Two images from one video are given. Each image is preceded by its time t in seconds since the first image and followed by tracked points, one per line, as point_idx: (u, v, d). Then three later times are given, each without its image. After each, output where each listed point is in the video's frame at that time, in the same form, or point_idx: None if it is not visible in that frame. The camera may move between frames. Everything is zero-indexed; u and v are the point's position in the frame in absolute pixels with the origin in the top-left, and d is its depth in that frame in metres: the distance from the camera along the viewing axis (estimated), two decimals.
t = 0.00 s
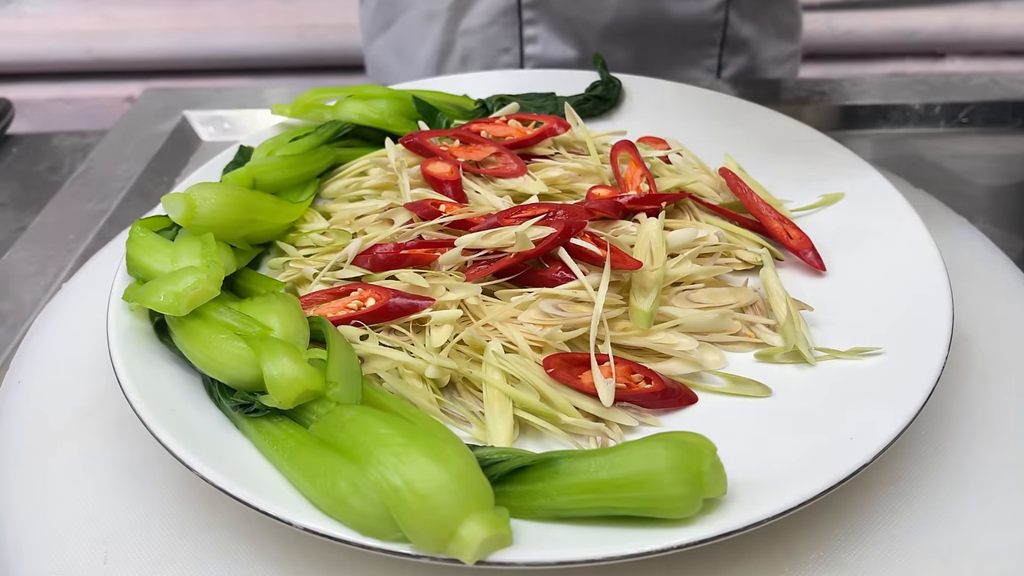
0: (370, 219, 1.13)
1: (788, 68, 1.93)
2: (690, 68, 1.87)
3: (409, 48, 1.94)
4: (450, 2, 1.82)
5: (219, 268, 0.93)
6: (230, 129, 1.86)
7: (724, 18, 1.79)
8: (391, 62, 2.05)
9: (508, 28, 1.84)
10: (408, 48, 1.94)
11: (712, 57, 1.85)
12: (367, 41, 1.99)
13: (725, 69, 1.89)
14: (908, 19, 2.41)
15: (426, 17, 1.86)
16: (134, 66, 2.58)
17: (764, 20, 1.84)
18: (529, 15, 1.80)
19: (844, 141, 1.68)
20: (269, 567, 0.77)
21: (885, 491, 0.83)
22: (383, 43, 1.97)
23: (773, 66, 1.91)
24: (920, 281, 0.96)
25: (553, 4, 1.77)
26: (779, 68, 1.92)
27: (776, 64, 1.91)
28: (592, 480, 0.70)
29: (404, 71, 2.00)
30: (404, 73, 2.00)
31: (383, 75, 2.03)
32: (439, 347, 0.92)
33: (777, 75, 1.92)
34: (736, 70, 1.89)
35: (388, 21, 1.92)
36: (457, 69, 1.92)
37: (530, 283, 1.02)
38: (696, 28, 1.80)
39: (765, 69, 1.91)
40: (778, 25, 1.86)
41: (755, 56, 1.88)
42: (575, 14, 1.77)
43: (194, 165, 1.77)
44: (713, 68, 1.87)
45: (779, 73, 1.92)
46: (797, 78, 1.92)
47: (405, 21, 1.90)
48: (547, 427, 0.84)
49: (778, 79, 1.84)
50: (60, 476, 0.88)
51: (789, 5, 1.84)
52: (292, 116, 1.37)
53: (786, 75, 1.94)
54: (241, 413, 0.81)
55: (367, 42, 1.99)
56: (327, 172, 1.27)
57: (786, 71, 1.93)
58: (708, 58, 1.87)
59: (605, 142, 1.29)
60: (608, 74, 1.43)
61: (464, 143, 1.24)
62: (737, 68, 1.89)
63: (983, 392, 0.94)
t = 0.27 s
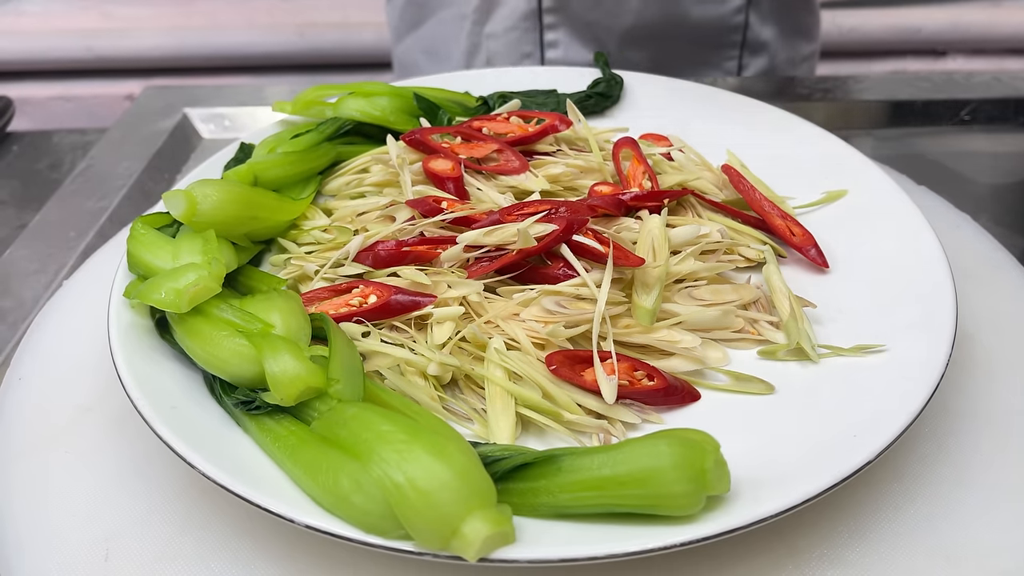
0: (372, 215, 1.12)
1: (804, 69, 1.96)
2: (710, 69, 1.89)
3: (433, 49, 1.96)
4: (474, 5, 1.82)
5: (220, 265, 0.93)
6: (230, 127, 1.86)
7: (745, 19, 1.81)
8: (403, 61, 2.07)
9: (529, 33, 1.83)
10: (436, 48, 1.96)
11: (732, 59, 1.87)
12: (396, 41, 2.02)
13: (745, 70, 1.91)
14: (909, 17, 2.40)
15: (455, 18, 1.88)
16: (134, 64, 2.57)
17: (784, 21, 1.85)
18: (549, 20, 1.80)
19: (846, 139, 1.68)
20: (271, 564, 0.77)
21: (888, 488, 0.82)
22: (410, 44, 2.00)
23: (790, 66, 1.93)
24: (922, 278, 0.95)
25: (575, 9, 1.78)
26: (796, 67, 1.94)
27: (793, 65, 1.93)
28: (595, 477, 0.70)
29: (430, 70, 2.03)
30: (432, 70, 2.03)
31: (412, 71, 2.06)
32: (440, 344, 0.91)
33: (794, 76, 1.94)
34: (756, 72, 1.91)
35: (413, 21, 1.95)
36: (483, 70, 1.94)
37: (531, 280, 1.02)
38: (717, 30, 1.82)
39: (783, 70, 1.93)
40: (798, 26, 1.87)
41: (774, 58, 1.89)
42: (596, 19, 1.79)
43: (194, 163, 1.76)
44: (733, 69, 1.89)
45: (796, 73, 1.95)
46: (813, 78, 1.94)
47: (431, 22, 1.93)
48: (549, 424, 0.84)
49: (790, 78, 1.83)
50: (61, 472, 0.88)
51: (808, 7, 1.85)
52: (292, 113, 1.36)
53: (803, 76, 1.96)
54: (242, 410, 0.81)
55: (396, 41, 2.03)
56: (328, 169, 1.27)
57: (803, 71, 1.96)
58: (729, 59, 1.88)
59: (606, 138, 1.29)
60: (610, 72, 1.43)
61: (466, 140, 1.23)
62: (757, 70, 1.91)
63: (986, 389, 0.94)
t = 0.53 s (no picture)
0: (371, 214, 1.12)
1: (831, 63, 2.02)
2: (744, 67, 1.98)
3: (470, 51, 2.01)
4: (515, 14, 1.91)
5: (220, 264, 0.93)
6: (229, 126, 1.86)
7: (778, 18, 1.88)
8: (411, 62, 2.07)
9: (568, 40, 1.95)
10: (470, 53, 2.03)
11: (766, 57, 1.95)
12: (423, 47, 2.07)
13: (778, 67, 1.99)
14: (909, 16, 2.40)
15: (493, 27, 1.96)
16: (134, 64, 2.57)
17: (815, 18, 1.91)
18: (588, 28, 1.92)
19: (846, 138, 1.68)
20: (270, 562, 0.77)
21: (888, 487, 0.82)
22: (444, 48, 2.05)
23: (820, 62, 2.00)
24: (921, 277, 0.95)
25: (614, 17, 1.89)
26: (827, 61, 2.00)
27: (823, 60, 1.99)
28: (594, 476, 0.70)
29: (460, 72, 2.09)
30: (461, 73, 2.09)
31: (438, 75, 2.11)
32: (440, 343, 0.91)
33: (823, 70, 2.01)
34: (789, 68, 1.99)
35: (443, 28, 2.01)
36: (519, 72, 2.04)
37: (531, 279, 1.02)
38: (752, 31, 1.90)
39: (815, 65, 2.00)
40: (827, 22, 1.93)
41: (805, 54, 1.97)
42: (634, 24, 1.89)
43: (193, 162, 1.76)
44: (766, 68, 1.97)
45: (826, 67, 2.01)
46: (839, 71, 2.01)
47: (466, 26, 1.99)
48: (549, 423, 0.84)
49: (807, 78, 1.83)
50: (62, 471, 0.88)
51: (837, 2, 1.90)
52: (291, 112, 1.36)
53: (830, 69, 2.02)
54: (242, 409, 0.81)
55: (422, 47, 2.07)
56: (328, 168, 1.27)
57: (831, 65, 2.02)
58: (762, 58, 1.96)
59: (606, 138, 1.29)
60: (609, 71, 1.43)
61: (466, 139, 1.23)
62: (790, 66, 1.99)
63: (986, 387, 0.94)
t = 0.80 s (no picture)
0: (370, 214, 1.12)
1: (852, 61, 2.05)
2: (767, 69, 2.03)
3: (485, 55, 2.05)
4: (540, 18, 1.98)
5: (218, 264, 0.93)
6: (228, 126, 1.86)
7: (801, 19, 1.94)
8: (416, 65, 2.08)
9: (591, 45, 2.02)
10: (492, 56, 2.07)
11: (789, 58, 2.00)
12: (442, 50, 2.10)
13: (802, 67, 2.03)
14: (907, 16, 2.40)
15: (517, 32, 2.03)
16: (132, 64, 2.57)
17: (836, 16, 1.96)
18: (614, 33, 1.98)
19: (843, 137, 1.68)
20: (269, 562, 0.77)
21: (885, 487, 0.83)
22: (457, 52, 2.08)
23: (841, 60, 2.04)
24: (918, 277, 0.96)
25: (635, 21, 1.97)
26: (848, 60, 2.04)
27: (846, 58, 2.03)
28: (592, 475, 0.70)
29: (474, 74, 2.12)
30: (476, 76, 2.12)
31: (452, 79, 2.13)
32: (438, 343, 0.92)
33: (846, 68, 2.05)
34: (812, 67, 2.03)
35: (462, 33, 2.06)
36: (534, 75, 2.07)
37: (529, 279, 1.02)
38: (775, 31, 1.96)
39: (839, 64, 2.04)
40: (848, 19, 1.97)
41: (828, 53, 2.01)
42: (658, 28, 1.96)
43: (192, 162, 1.76)
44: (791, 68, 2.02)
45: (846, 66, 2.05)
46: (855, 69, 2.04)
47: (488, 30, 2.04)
48: (546, 422, 0.84)
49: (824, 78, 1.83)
50: (60, 471, 0.88)
51: None
52: (290, 112, 1.36)
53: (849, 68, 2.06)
54: (240, 409, 0.81)
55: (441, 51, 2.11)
56: (326, 168, 1.27)
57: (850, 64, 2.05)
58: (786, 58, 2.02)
59: (604, 138, 1.29)
60: (608, 71, 1.43)
61: (464, 139, 1.23)
62: (813, 66, 2.03)
63: (984, 387, 0.94)
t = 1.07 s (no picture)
0: (369, 215, 1.12)
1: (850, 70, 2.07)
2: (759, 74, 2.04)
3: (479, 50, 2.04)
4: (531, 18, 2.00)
5: (217, 264, 0.93)
6: (227, 126, 1.86)
7: (794, 27, 1.95)
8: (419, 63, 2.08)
9: (581, 45, 2.04)
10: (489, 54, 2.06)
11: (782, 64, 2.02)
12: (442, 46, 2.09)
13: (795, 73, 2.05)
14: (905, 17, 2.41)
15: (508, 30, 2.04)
16: (131, 64, 2.57)
17: (832, 25, 1.98)
18: (601, 35, 2.02)
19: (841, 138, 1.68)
20: (267, 562, 0.77)
21: (883, 486, 0.83)
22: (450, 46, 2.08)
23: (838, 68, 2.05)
24: (916, 277, 0.96)
25: (625, 22, 1.99)
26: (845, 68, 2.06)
27: (842, 66, 2.05)
28: (591, 476, 0.70)
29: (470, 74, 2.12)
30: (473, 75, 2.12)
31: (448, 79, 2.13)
32: (437, 343, 0.92)
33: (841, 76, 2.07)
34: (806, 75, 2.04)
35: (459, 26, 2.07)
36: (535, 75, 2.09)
37: (528, 280, 1.02)
38: (766, 38, 1.97)
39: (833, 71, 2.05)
40: (845, 28, 1.99)
41: (822, 61, 2.02)
42: (646, 32, 1.99)
43: (191, 162, 1.76)
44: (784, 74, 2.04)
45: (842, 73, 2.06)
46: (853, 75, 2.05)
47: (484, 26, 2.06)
48: (545, 423, 0.84)
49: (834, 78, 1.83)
50: (59, 472, 0.88)
51: (857, 9, 1.96)
52: (288, 112, 1.37)
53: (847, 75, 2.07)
54: (239, 410, 0.81)
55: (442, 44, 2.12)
56: (325, 168, 1.27)
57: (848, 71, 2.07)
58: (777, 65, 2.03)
59: (603, 139, 1.29)
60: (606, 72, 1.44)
61: (463, 140, 1.24)
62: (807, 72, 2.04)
63: (982, 388, 0.94)
